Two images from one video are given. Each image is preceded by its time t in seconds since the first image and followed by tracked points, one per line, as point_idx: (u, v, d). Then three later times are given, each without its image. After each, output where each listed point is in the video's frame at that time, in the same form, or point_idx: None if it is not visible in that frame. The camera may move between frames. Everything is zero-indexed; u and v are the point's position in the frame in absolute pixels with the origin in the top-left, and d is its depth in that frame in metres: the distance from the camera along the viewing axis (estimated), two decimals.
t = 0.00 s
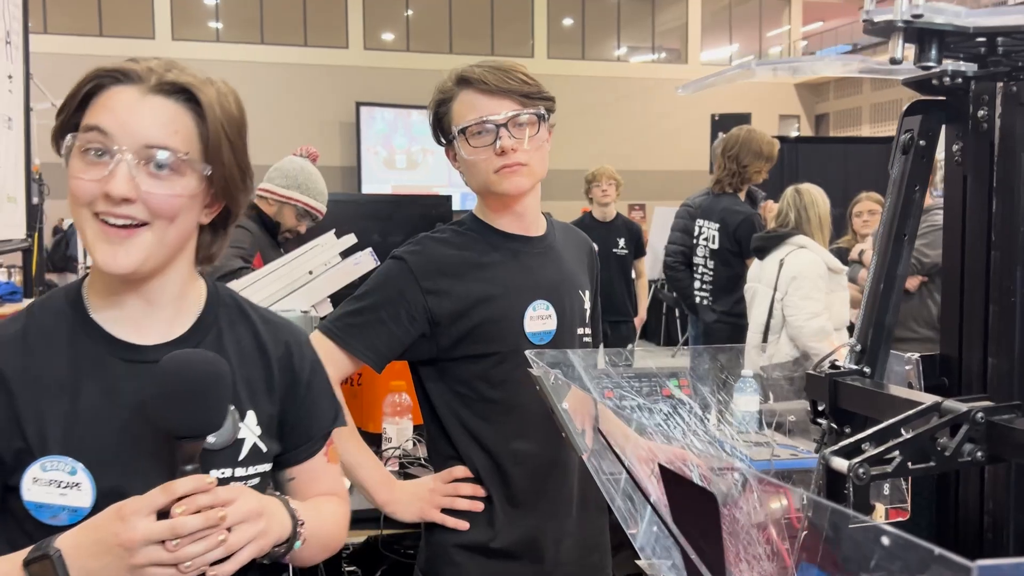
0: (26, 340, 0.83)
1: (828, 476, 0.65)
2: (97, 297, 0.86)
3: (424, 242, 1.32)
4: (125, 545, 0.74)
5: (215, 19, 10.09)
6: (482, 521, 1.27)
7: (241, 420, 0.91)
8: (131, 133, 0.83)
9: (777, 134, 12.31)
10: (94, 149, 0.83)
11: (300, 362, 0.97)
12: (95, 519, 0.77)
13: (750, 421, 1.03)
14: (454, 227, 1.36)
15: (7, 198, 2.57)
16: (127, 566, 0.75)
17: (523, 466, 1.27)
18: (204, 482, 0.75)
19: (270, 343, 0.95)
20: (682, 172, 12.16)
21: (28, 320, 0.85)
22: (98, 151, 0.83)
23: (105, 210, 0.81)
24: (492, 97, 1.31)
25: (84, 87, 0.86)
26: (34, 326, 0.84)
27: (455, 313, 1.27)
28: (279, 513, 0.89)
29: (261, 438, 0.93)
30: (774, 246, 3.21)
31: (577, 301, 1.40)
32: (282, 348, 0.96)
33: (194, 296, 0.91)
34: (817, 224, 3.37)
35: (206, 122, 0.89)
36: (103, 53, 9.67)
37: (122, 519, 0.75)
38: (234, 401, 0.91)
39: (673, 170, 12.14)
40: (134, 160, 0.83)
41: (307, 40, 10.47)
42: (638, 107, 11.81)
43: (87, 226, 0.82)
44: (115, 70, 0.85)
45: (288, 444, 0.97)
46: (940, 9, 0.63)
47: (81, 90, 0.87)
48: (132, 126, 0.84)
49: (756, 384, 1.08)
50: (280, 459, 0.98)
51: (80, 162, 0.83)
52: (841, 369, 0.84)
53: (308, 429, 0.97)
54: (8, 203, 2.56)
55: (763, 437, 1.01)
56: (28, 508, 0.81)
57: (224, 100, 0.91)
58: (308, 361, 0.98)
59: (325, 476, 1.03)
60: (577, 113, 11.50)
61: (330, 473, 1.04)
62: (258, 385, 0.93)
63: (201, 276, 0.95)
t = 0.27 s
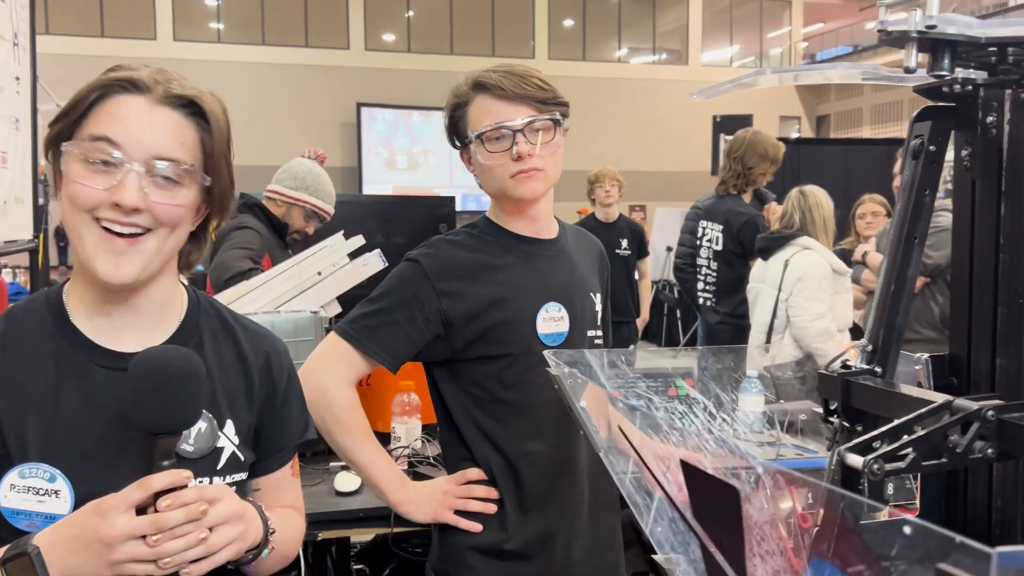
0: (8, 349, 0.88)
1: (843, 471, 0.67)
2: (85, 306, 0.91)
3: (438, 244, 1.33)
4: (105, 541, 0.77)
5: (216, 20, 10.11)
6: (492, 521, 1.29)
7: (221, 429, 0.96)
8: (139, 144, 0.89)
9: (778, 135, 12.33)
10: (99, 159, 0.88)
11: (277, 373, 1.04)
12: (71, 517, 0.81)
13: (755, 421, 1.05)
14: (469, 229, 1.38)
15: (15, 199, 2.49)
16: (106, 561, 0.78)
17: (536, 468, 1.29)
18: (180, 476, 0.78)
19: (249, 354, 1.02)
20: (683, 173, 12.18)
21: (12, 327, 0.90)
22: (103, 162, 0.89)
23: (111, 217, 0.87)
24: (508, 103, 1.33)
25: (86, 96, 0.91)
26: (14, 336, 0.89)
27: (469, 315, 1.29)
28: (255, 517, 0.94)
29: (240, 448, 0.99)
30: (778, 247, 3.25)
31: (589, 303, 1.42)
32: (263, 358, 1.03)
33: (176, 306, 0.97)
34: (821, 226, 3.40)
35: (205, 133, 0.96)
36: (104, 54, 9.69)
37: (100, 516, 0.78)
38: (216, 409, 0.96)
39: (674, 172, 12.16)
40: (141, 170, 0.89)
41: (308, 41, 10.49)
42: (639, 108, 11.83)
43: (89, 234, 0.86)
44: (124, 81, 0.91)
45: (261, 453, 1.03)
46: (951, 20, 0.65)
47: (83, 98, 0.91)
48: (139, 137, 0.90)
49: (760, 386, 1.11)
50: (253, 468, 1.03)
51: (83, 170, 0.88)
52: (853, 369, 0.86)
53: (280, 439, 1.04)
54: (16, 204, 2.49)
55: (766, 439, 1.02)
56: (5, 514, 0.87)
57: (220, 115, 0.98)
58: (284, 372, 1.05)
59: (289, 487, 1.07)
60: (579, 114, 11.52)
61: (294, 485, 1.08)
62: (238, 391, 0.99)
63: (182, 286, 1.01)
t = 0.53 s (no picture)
0: (27, 343, 0.86)
1: (852, 454, 0.68)
2: (110, 297, 0.90)
3: (450, 239, 1.35)
4: (128, 532, 0.79)
5: (218, 19, 10.13)
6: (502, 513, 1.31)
7: (238, 414, 0.96)
8: (205, 156, 0.91)
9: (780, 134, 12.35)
10: (165, 165, 0.89)
11: (289, 355, 1.05)
12: (94, 508, 0.82)
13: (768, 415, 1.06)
14: (479, 224, 1.39)
15: (21, 196, 2.50)
16: (130, 551, 0.80)
17: (545, 462, 1.30)
18: (200, 468, 0.81)
19: (261, 339, 1.02)
20: (685, 172, 12.20)
21: (29, 320, 0.88)
22: (167, 164, 0.89)
23: (173, 224, 0.88)
24: (519, 98, 1.34)
25: (151, 88, 0.90)
26: (32, 329, 0.87)
27: (480, 309, 1.31)
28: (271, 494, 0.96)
29: (256, 432, 0.99)
30: (783, 244, 3.28)
31: (599, 298, 1.43)
32: (274, 342, 1.04)
33: (193, 296, 0.98)
34: (825, 224, 3.41)
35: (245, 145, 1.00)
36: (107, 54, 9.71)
37: (122, 508, 0.80)
38: (233, 394, 0.97)
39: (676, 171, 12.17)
40: (203, 182, 0.91)
41: (311, 41, 10.51)
42: (641, 108, 11.84)
43: (148, 236, 0.87)
44: (195, 92, 0.92)
45: (277, 435, 1.04)
46: (961, 12, 0.66)
47: (148, 97, 0.89)
48: (204, 149, 0.91)
49: (764, 382, 1.11)
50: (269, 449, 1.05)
51: (145, 172, 0.88)
52: (860, 357, 0.88)
53: (291, 422, 1.04)
54: (22, 201, 2.51)
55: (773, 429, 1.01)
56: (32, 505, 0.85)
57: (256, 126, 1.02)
58: (296, 355, 1.06)
59: (307, 466, 1.10)
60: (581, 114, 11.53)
61: (311, 464, 1.11)
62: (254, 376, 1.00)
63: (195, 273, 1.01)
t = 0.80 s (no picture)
0: (73, 334, 0.87)
1: (848, 451, 0.69)
2: (148, 288, 0.92)
3: (452, 242, 1.36)
4: (178, 501, 0.80)
5: (220, 19, 10.15)
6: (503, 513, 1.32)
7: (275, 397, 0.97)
8: (243, 156, 0.93)
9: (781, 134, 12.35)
10: (206, 163, 0.90)
11: (320, 342, 1.07)
12: (144, 480, 0.83)
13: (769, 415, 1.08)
14: (480, 226, 1.41)
15: (24, 195, 2.51)
16: (181, 520, 0.81)
17: (546, 462, 1.31)
18: (239, 433, 0.81)
19: (292, 326, 1.04)
20: (686, 172, 12.20)
21: (71, 311, 0.88)
22: (208, 162, 0.90)
23: (214, 221, 0.90)
24: (524, 104, 1.35)
25: (193, 88, 0.91)
26: (74, 321, 0.87)
27: (481, 311, 1.31)
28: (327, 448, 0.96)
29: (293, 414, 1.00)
30: (784, 244, 3.30)
31: (599, 300, 1.44)
32: (306, 330, 1.06)
33: (224, 288, 1.00)
34: (827, 229, 3.43)
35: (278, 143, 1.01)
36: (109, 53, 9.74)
37: (171, 478, 0.80)
38: (268, 379, 0.98)
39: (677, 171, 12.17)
40: (242, 181, 0.93)
41: (312, 40, 10.52)
42: (643, 107, 11.85)
43: (189, 232, 0.89)
44: (237, 92, 0.93)
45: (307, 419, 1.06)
46: (957, 15, 0.67)
47: (192, 97, 0.90)
48: (243, 149, 0.93)
49: (765, 381, 1.11)
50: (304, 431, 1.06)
51: (188, 170, 0.89)
52: (858, 356, 0.89)
53: (321, 406, 1.06)
54: (25, 200, 2.52)
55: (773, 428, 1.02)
56: (84, 492, 0.86)
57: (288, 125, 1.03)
58: (326, 345, 1.08)
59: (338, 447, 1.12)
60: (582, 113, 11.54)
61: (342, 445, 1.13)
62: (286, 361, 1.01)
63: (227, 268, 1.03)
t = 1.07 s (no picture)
0: (114, 329, 0.88)
1: (830, 443, 0.70)
2: (183, 281, 0.93)
3: (444, 240, 1.38)
4: (212, 493, 0.80)
5: (222, 18, 10.17)
6: (495, 509, 1.32)
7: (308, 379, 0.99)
8: (275, 155, 0.92)
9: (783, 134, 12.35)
10: (239, 163, 0.90)
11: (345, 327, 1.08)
12: (181, 476, 0.83)
13: (756, 414, 1.07)
14: (473, 224, 1.42)
15: (24, 194, 2.52)
16: (215, 512, 0.81)
17: (537, 458, 1.32)
18: (271, 427, 0.80)
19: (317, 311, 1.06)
20: (686, 172, 12.21)
21: (111, 308, 0.90)
22: (240, 163, 0.90)
23: (247, 220, 0.90)
24: (522, 105, 1.35)
25: (223, 89, 0.91)
26: (111, 317, 0.89)
27: (472, 308, 1.33)
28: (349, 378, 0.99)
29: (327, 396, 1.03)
30: (783, 242, 3.29)
31: (591, 297, 1.45)
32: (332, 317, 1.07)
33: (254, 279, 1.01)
34: (829, 229, 3.45)
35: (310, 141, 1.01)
36: (112, 53, 9.76)
37: (204, 471, 0.80)
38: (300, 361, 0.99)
39: (678, 171, 12.18)
40: (275, 180, 0.92)
41: (314, 40, 10.53)
42: (644, 107, 11.86)
43: (223, 231, 0.89)
44: (268, 95, 0.93)
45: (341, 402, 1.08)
46: (938, 12, 0.68)
47: (225, 99, 0.90)
48: (275, 148, 0.92)
49: (761, 378, 1.12)
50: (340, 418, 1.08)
51: (222, 171, 0.89)
52: (845, 350, 0.89)
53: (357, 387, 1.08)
54: (26, 199, 2.53)
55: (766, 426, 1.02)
56: (135, 479, 0.87)
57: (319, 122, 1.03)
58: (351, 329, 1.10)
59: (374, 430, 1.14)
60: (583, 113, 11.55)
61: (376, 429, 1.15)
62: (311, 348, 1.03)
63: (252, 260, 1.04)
